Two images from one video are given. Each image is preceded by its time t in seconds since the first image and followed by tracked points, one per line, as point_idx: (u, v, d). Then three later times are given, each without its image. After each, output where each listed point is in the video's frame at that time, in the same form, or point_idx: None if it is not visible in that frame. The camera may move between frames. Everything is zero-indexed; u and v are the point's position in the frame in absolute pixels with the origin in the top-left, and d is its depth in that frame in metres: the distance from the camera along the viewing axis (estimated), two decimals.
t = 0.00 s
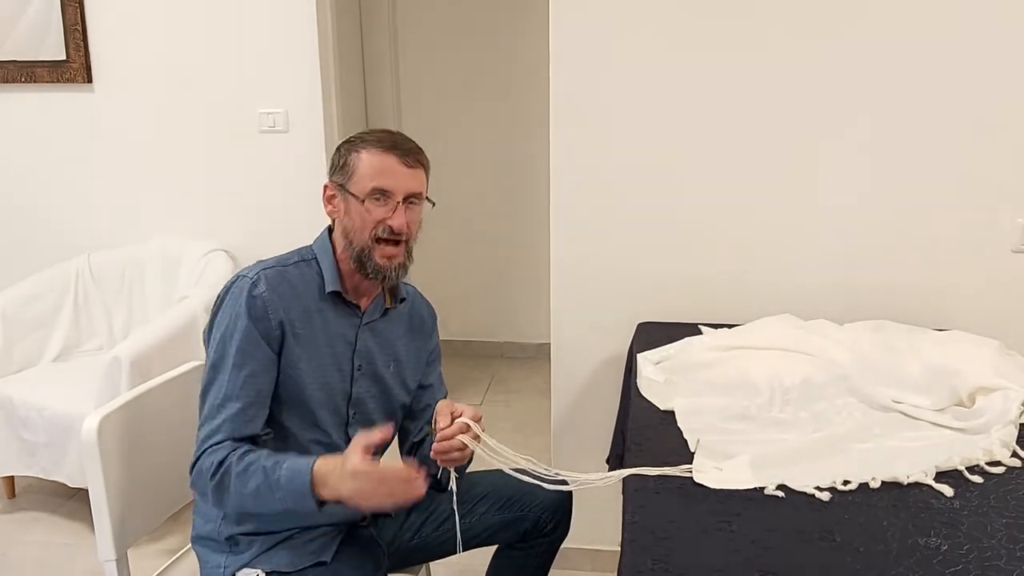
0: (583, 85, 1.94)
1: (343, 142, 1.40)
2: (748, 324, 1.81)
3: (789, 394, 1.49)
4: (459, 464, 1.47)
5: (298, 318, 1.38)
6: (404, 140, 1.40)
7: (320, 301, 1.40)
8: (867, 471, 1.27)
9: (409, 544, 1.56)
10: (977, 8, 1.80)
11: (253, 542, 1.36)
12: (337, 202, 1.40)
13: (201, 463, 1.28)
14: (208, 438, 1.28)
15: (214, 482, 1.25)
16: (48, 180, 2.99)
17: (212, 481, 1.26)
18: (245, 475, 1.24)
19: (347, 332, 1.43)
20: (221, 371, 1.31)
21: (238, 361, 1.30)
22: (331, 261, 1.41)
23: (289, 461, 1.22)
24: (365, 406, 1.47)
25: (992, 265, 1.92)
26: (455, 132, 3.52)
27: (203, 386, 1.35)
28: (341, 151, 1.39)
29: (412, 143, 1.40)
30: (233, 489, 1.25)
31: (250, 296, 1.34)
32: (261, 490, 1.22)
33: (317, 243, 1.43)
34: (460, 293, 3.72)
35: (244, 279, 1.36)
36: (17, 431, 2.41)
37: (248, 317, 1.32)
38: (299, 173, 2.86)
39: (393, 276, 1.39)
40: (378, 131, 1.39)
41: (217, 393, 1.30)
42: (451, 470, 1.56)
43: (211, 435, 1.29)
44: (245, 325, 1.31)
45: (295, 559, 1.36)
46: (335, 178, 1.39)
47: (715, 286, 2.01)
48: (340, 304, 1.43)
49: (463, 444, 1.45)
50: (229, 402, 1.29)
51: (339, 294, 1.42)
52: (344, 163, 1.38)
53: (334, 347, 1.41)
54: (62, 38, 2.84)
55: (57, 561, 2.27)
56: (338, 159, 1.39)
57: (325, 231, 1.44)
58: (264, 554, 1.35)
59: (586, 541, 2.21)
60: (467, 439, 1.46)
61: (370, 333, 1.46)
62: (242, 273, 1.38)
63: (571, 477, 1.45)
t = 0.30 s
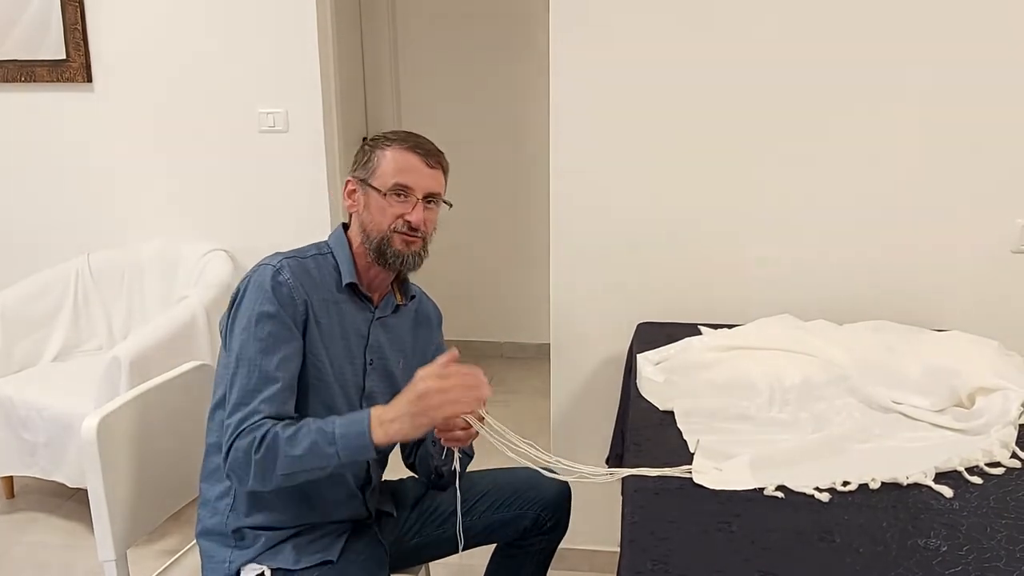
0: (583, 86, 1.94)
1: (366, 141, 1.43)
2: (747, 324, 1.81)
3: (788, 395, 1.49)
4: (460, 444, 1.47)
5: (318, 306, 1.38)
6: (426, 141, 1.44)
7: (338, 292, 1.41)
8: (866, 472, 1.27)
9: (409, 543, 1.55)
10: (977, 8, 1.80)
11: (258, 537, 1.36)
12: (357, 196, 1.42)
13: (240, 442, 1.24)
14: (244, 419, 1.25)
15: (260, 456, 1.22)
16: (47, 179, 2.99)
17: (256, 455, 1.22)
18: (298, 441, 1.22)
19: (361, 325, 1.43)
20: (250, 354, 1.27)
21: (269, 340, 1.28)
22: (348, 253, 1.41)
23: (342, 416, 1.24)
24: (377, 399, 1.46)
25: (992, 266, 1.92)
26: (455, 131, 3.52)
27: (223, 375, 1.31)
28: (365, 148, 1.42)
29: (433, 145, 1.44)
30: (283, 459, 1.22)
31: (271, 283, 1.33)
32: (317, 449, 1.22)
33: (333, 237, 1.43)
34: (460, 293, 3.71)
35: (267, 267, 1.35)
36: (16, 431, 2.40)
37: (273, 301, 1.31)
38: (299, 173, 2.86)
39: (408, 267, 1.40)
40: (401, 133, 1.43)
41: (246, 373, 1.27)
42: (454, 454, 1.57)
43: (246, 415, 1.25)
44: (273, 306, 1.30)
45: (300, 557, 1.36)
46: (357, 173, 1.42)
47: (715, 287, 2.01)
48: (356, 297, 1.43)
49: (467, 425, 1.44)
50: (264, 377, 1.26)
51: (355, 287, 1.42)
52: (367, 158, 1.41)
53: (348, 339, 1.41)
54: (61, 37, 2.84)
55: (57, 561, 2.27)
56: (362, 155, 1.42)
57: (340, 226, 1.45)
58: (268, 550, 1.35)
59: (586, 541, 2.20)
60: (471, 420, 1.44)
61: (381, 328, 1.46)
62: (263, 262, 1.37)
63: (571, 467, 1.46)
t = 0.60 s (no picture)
0: (583, 87, 1.94)
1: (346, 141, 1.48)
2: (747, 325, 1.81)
3: (787, 396, 1.49)
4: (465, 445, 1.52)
5: (318, 297, 1.38)
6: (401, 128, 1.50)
7: (337, 283, 1.41)
8: (865, 473, 1.27)
9: (410, 544, 1.55)
10: (976, 8, 1.80)
11: (262, 532, 1.36)
12: (346, 188, 1.44)
13: (238, 419, 1.20)
14: (243, 398, 1.21)
15: (260, 433, 1.18)
16: (48, 179, 2.99)
17: (255, 434, 1.18)
18: (303, 429, 1.18)
19: (362, 317, 1.43)
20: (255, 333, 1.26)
21: (270, 323, 1.28)
22: (345, 244, 1.43)
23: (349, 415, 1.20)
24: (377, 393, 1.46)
25: (992, 266, 1.92)
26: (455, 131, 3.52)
27: (222, 360, 1.29)
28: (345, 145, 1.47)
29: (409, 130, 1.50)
30: (283, 444, 1.18)
31: (271, 270, 1.33)
32: (322, 440, 1.18)
33: (330, 232, 1.45)
34: (459, 294, 3.71)
35: (266, 258, 1.35)
36: (16, 431, 2.40)
37: (273, 285, 1.31)
38: (299, 174, 2.86)
39: (412, 234, 1.40)
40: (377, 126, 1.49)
41: (249, 356, 1.25)
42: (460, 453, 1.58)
43: (246, 393, 1.22)
44: (274, 291, 1.30)
45: (302, 556, 1.35)
46: (342, 168, 1.45)
47: (715, 287, 2.01)
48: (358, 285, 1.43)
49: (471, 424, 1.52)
50: (266, 359, 1.24)
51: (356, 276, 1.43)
52: (348, 151, 1.45)
53: (349, 330, 1.41)
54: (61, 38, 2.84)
55: (56, 562, 2.26)
56: (343, 152, 1.47)
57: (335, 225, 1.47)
58: (269, 548, 1.35)
59: (586, 542, 2.20)
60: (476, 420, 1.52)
61: (382, 321, 1.47)
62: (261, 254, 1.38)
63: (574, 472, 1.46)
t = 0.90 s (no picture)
0: (582, 88, 1.94)
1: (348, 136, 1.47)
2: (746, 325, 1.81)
3: (787, 397, 1.49)
4: (467, 444, 1.51)
5: (318, 294, 1.39)
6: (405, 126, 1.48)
7: (337, 280, 1.42)
8: (865, 472, 1.27)
9: (409, 544, 1.55)
10: (977, 9, 1.80)
11: (261, 531, 1.36)
12: (346, 185, 1.43)
13: (235, 379, 1.21)
14: (239, 361, 1.23)
15: (254, 379, 1.20)
16: (47, 180, 2.99)
17: (250, 379, 1.20)
18: (289, 350, 1.21)
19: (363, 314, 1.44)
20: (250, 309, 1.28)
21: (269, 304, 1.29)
22: (344, 243, 1.43)
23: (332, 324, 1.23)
24: (375, 394, 1.47)
25: (991, 266, 1.92)
26: (454, 132, 3.52)
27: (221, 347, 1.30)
28: (347, 142, 1.46)
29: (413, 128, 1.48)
30: (278, 373, 1.19)
31: (269, 261, 1.34)
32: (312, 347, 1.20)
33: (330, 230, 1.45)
34: (459, 294, 3.71)
35: (264, 252, 1.36)
36: (15, 432, 2.40)
37: (270, 273, 1.32)
38: (298, 174, 2.86)
39: (408, 234, 1.40)
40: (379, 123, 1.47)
41: (246, 329, 1.26)
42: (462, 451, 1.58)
43: (242, 359, 1.23)
44: (272, 277, 1.32)
45: (299, 557, 1.35)
46: (342, 164, 1.44)
47: (714, 287, 2.01)
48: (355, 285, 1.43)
49: (474, 424, 1.50)
50: (265, 331, 1.26)
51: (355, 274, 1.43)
52: (350, 148, 1.44)
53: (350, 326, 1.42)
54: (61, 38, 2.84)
55: (55, 563, 2.26)
56: (345, 148, 1.46)
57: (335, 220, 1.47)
58: (269, 547, 1.35)
59: (585, 543, 2.20)
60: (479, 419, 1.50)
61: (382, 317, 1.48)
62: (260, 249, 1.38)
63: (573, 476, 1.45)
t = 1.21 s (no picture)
0: (583, 87, 1.94)
1: (385, 149, 1.40)
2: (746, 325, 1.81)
3: (787, 397, 1.49)
4: (476, 454, 1.51)
5: (331, 324, 1.37)
6: (447, 151, 1.41)
7: (352, 306, 1.40)
8: (865, 473, 1.27)
9: (409, 545, 1.55)
10: (977, 8, 1.80)
11: (262, 542, 1.35)
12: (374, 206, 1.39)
13: (242, 454, 1.24)
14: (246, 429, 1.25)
15: (260, 462, 1.22)
16: (47, 179, 2.99)
17: (257, 463, 1.23)
18: (289, 433, 1.22)
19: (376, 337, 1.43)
20: (258, 363, 1.27)
21: (280, 357, 1.28)
22: (361, 267, 1.41)
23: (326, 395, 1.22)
24: (390, 413, 1.47)
25: (991, 266, 1.92)
26: (454, 132, 3.52)
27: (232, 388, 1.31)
28: (386, 157, 1.39)
29: (455, 155, 1.41)
30: (282, 462, 1.22)
31: (281, 297, 1.32)
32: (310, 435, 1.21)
33: (346, 246, 1.43)
34: (459, 295, 3.71)
35: (278, 283, 1.34)
36: (15, 433, 2.40)
37: (283, 318, 1.30)
38: (298, 174, 2.86)
39: (425, 281, 1.37)
40: (417, 143, 1.40)
41: (256, 387, 1.26)
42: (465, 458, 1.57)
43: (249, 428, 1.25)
44: (283, 322, 1.30)
45: (298, 560, 1.35)
46: (374, 183, 1.39)
47: (714, 288, 2.01)
48: (369, 310, 1.43)
49: (484, 434, 1.51)
50: (273, 394, 1.26)
51: (369, 300, 1.42)
52: (386, 168, 1.38)
53: (363, 352, 1.41)
54: (60, 38, 2.84)
55: (55, 563, 2.26)
56: (381, 164, 1.40)
57: (355, 234, 1.44)
58: (269, 554, 1.35)
59: (586, 544, 2.20)
60: (490, 429, 1.51)
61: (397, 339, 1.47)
62: (276, 275, 1.36)
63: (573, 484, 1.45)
